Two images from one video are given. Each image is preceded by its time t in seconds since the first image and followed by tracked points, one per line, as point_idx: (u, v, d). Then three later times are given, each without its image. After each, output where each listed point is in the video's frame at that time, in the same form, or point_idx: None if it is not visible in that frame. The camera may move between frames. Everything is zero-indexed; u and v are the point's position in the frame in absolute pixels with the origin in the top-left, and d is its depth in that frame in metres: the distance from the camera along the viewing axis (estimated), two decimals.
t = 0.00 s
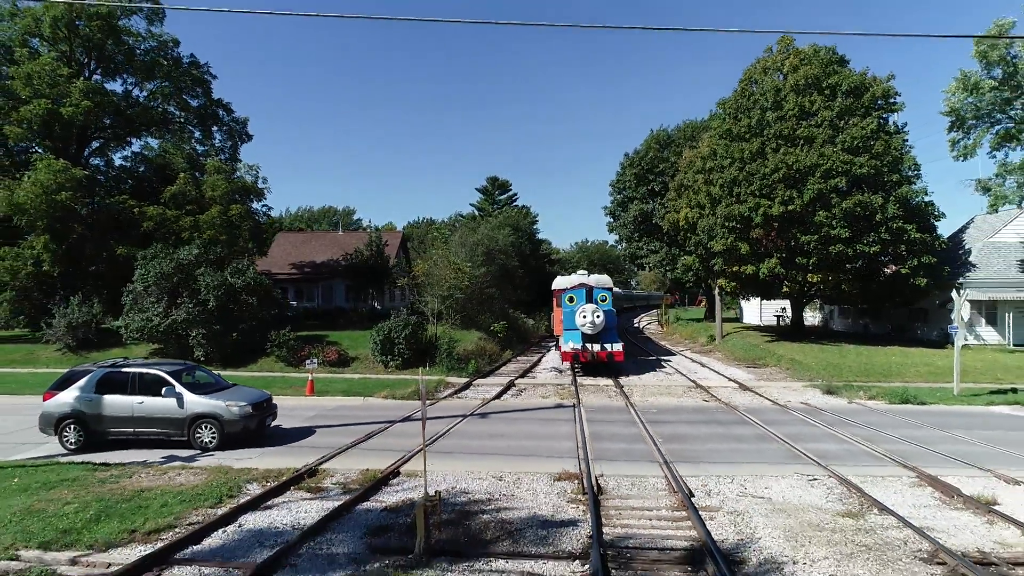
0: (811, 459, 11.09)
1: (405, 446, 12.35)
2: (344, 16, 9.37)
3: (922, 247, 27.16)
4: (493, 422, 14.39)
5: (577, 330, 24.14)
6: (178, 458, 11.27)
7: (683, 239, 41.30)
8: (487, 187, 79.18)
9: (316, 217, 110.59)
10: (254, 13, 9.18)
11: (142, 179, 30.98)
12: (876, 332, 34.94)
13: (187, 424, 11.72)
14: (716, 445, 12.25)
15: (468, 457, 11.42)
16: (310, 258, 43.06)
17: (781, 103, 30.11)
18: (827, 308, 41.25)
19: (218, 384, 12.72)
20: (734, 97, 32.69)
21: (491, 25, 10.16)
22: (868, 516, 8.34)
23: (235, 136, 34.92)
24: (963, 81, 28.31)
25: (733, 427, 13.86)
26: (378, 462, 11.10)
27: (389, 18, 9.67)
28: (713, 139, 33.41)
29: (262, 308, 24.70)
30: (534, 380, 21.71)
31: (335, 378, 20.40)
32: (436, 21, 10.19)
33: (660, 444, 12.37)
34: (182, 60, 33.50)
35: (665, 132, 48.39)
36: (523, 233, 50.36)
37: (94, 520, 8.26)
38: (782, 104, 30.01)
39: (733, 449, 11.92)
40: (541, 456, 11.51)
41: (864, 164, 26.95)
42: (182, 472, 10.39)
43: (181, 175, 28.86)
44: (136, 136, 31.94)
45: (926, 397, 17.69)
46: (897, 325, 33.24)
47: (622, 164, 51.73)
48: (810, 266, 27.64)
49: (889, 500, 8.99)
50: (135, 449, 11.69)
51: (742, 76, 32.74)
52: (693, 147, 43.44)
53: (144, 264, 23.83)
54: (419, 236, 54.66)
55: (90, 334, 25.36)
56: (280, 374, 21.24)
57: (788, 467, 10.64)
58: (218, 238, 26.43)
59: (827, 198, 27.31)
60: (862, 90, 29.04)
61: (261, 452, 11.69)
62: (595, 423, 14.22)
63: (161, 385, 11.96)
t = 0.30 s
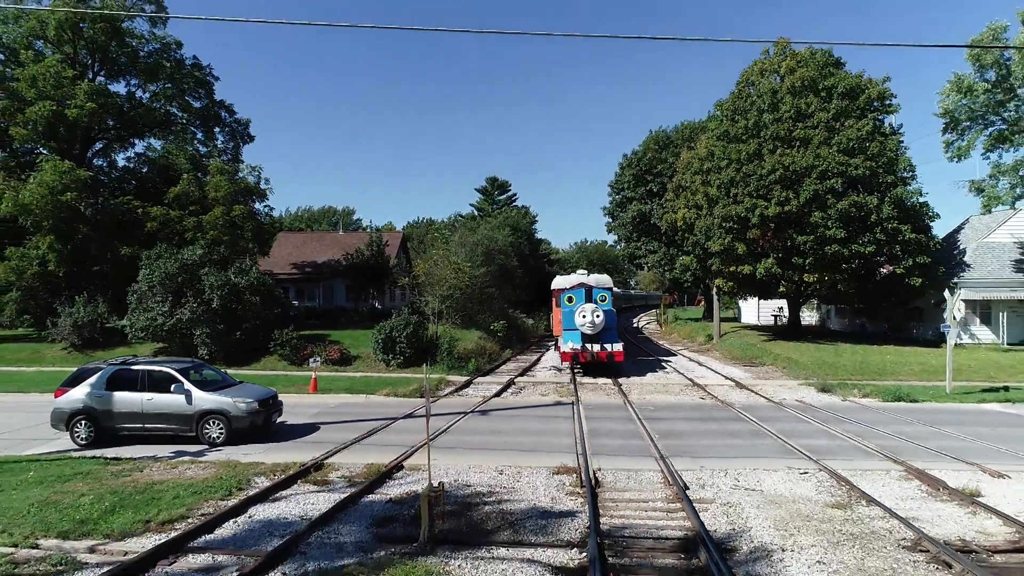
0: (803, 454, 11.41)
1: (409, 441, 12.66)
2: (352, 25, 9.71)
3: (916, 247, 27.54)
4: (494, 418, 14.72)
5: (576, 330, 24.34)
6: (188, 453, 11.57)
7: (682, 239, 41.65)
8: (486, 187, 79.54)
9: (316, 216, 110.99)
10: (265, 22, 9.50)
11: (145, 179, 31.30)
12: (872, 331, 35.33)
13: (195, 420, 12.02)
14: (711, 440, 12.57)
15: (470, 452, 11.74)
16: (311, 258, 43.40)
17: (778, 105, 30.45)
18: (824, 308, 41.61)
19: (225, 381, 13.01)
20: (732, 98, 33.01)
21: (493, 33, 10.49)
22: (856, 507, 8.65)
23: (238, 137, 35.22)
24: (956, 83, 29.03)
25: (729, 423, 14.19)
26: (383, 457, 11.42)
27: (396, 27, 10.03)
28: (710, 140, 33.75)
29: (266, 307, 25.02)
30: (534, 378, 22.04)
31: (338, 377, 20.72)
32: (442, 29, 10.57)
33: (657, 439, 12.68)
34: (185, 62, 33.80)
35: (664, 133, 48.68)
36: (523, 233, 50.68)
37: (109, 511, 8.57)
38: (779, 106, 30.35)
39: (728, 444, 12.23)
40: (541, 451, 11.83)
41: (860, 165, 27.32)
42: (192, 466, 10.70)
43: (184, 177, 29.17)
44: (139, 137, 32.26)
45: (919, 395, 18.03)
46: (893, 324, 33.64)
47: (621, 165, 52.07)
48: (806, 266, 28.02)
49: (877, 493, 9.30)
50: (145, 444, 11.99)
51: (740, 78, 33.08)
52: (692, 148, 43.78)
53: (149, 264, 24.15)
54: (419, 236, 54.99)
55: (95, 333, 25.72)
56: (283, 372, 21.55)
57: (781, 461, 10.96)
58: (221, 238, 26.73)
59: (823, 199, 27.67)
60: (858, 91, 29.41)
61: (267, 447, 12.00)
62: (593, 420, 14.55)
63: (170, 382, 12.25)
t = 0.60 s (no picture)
0: (800, 451, 11.62)
1: (412, 439, 12.88)
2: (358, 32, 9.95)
3: (915, 248, 27.79)
4: (495, 416, 14.95)
5: (578, 330, 24.18)
6: (195, 450, 11.78)
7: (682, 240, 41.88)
8: (487, 188, 79.75)
9: (316, 217, 111.24)
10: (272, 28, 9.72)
11: (148, 180, 31.54)
12: (870, 330, 35.58)
13: (202, 417, 12.23)
14: (710, 438, 12.78)
15: (472, 449, 11.95)
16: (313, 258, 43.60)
17: (777, 106, 30.67)
18: (823, 308, 41.82)
19: (231, 380, 13.21)
20: (731, 99, 33.22)
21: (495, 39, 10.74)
22: (851, 502, 8.85)
23: (240, 138, 35.45)
24: (954, 85, 29.33)
25: (727, 421, 14.41)
26: (387, 454, 11.64)
27: (401, 33, 10.27)
28: (710, 141, 33.97)
29: (269, 307, 25.24)
30: (535, 377, 22.27)
31: (341, 376, 20.93)
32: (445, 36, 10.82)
33: (656, 437, 12.89)
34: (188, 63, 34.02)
35: (664, 134, 48.90)
36: (524, 233, 50.86)
37: (121, 506, 8.77)
38: (778, 107, 30.57)
39: (725, 442, 12.46)
40: (542, 448, 12.05)
41: (858, 166, 27.55)
42: (200, 463, 10.91)
43: (188, 177, 29.40)
44: (142, 138, 32.48)
45: (916, 394, 18.25)
46: (892, 324, 33.92)
47: (621, 165, 52.29)
48: (805, 266, 28.28)
49: (871, 489, 9.50)
50: (153, 442, 12.20)
51: (739, 79, 33.29)
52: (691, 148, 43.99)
53: (154, 264, 24.37)
54: (420, 236, 55.20)
55: (99, 333, 26.01)
56: (287, 371, 21.78)
57: (778, 458, 11.18)
58: (225, 238, 26.94)
59: (821, 199, 27.91)
60: (856, 92, 29.73)
61: (272, 445, 12.21)
62: (594, 418, 14.77)
63: (177, 380, 12.45)
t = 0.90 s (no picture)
0: (799, 449, 11.74)
1: (415, 438, 13.00)
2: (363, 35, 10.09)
3: (914, 248, 27.94)
4: (497, 415, 15.07)
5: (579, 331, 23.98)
6: (200, 448, 11.89)
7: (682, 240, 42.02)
8: (487, 188, 79.90)
9: (316, 217, 111.38)
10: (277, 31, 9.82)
11: (150, 181, 31.69)
12: (870, 330, 35.73)
13: (207, 416, 12.34)
14: (710, 437, 12.90)
15: (474, 447, 12.06)
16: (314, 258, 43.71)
17: (776, 106, 30.82)
18: (823, 307, 41.93)
19: (235, 379, 13.31)
20: (731, 100, 33.36)
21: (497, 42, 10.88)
22: (849, 499, 8.97)
23: (242, 139, 35.60)
24: (953, 86, 29.46)
25: (726, 420, 14.54)
26: (390, 452, 11.76)
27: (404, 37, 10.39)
28: (710, 141, 34.11)
29: (271, 307, 25.37)
30: (536, 377, 22.39)
31: (343, 375, 21.05)
32: (448, 39, 10.93)
33: (657, 435, 13.01)
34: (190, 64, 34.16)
35: (665, 134, 49.04)
36: (524, 233, 50.95)
37: (128, 503, 8.88)
38: (778, 108, 30.72)
39: (725, 440, 12.58)
40: (544, 446, 12.16)
41: (857, 166, 27.68)
42: (206, 461, 11.03)
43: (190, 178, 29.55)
44: (145, 139, 32.63)
45: (915, 393, 18.37)
46: (891, 324, 34.09)
47: (621, 165, 52.44)
48: (805, 266, 28.43)
49: (869, 486, 9.62)
50: (158, 440, 12.31)
51: (739, 80, 33.44)
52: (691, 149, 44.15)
53: (157, 264, 24.51)
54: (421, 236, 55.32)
55: (102, 332, 26.18)
56: (290, 371, 21.90)
57: (777, 456, 11.31)
58: (227, 238, 27.06)
59: (821, 199, 28.06)
60: (855, 93, 29.85)
61: (276, 443, 12.32)
62: (595, 417, 14.88)
63: (182, 379, 12.57)
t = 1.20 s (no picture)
0: (799, 448, 11.82)
1: (417, 436, 13.09)
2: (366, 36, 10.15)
3: (914, 247, 28.03)
4: (499, 414, 15.16)
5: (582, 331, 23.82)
6: (204, 446, 11.99)
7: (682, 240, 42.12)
8: (488, 188, 80.00)
9: (317, 217, 111.57)
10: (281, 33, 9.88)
11: (153, 181, 31.84)
12: (871, 330, 35.86)
13: (210, 415, 12.42)
14: (710, 435, 12.99)
15: (476, 445, 12.17)
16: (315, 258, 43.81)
17: (777, 107, 30.90)
18: (823, 307, 42.00)
19: (238, 378, 13.38)
20: (732, 100, 33.42)
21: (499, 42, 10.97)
22: (848, 497, 9.04)
23: (244, 139, 35.69)
24: (953, 86, 29.47)
25: (727, 418, 14.63)
26: (392, 450, 11.85)
27: (407, 38, 10.47)
28: (710, 141, 34.20)
29: (273, 307, 25.47)
30: (537, 376, 22.49)
31: (345, 374, 21.16)
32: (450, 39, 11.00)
33: (657, 434, 13.10)
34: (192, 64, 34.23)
35: (665, 134, 49.10)
36: (525, 233, 50.97)
37: (134, 500, 8.97)
38: (778, 108, 30.81)
39: (725, 439, 12.67)
40: (545, 445, 12.25)
41: (857, 166, 27.75)
42: (210, 459, 11.13)
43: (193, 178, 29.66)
44: (147, 139, 32.75)
45: (916, 393, 18.43)
46: (892, 324, 34.20)
47: (622, 165, 52.53)
48: (805, 266, 28.52)
49: (868, 484, 9.70)
50: (161, 439, 12.40)
51: (740, 80, 33.52)
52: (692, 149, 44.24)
53: (160, 264, 24.62)
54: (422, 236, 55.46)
55: (105, 332, 26.40)
56: (292, 370, 22.00)
57: (777, 454, 11.39)
58: (229, 238, 27.15)
59: (821, 199, 28.15)
60: (856, 94, 29.89)
61: (279, 442, 12.42)
62: (596, 415, 14.97)
63: (186, 378, 12.64)
